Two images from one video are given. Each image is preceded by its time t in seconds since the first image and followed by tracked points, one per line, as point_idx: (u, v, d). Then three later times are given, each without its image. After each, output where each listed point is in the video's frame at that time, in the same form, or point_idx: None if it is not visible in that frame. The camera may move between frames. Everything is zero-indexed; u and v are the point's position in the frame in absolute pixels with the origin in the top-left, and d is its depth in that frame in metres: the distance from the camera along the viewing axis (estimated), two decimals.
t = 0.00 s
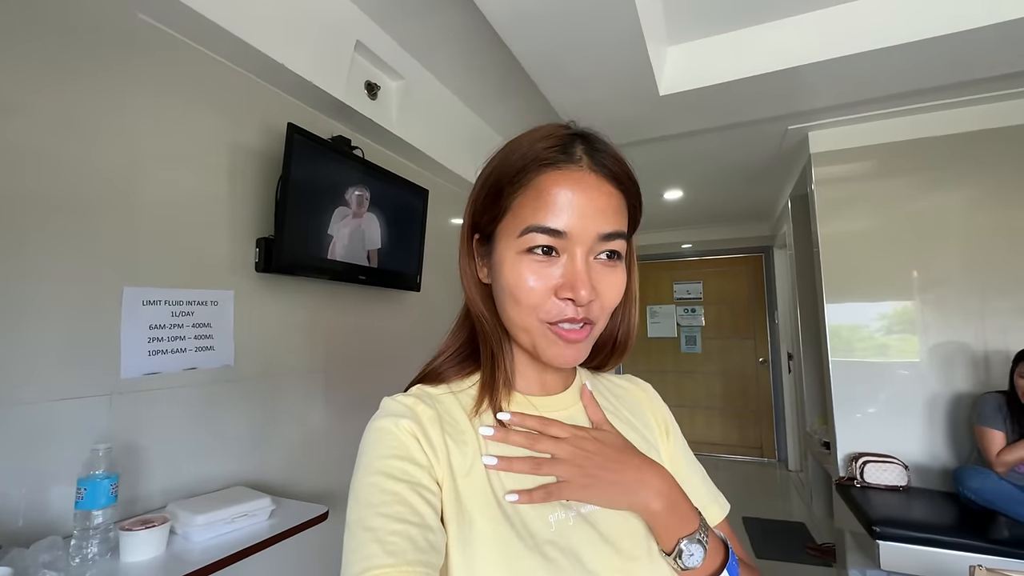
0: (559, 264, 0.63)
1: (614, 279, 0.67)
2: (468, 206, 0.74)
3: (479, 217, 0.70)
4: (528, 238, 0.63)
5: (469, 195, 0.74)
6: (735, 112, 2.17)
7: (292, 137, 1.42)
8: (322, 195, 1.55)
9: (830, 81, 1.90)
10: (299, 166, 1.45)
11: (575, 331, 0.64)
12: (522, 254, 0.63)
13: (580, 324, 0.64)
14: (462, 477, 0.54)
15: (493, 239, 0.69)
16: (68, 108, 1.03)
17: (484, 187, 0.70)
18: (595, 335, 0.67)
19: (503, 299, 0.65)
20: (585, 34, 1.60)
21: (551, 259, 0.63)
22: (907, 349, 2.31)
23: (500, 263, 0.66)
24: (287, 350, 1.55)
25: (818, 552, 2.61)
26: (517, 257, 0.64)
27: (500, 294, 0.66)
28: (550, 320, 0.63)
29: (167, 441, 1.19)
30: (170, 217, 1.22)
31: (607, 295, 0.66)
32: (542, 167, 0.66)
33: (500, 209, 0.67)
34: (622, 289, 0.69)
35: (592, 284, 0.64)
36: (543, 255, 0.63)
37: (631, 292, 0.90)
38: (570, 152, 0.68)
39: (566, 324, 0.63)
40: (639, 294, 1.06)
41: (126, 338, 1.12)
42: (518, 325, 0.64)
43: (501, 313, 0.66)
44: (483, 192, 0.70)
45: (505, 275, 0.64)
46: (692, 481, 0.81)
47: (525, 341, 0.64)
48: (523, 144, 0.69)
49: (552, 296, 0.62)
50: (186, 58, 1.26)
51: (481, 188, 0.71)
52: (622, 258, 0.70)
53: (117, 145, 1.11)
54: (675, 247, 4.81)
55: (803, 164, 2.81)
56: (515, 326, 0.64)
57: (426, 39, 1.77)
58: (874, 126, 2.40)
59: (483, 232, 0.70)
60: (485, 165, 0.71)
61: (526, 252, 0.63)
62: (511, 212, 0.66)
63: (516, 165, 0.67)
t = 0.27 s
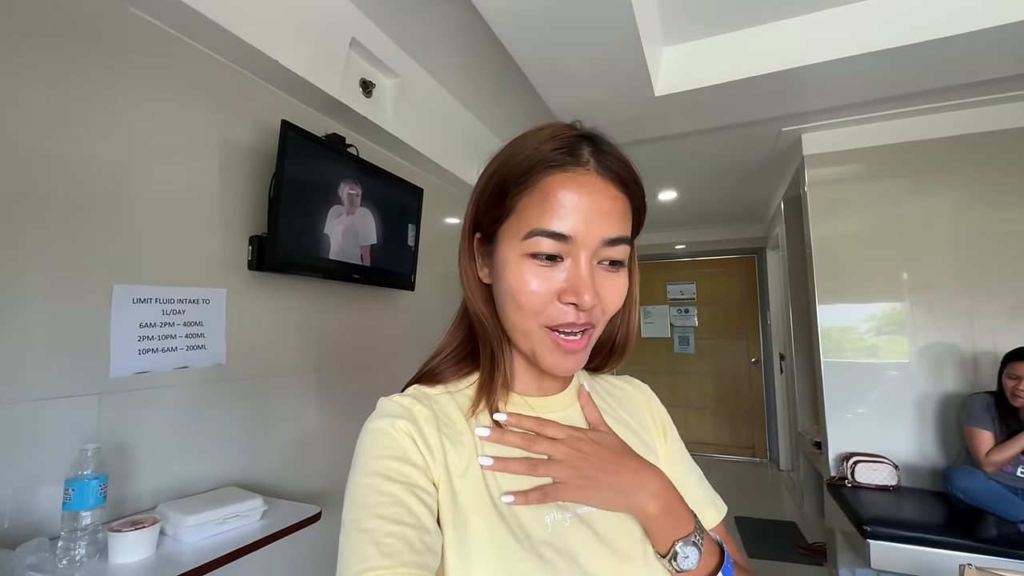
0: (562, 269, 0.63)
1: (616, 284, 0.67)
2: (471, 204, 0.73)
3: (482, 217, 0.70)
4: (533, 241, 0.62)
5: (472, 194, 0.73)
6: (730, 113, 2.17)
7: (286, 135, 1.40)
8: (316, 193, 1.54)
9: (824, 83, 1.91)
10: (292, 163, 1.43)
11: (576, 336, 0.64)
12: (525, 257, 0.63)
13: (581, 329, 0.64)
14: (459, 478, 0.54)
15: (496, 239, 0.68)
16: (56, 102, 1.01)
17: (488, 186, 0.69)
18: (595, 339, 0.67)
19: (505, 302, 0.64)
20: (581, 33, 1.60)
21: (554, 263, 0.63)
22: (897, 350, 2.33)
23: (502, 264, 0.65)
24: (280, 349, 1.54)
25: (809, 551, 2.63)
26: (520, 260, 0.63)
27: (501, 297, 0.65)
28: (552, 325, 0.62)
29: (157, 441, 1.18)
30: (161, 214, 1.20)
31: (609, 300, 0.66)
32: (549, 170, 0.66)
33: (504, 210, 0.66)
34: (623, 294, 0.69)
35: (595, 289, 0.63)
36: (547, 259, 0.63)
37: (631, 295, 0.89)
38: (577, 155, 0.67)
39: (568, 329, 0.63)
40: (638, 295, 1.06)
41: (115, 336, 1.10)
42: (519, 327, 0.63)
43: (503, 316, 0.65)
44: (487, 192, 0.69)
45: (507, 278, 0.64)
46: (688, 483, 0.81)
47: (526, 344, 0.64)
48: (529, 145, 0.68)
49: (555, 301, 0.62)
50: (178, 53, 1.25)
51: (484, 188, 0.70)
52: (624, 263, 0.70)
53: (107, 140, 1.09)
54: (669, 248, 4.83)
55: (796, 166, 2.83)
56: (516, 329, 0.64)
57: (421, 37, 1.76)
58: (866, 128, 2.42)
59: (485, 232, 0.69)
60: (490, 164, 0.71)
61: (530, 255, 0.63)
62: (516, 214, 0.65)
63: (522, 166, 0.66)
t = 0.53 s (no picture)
0: (566, 271, 0.63)
1: (618, 287, 0.67)
2: (474, 203, 0.72)
3: (485, 216, 0.70)
4: (537, 243, 0.62)
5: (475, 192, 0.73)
6: (728, 114, 2.18)
7: (285, 133, 1.40)
8: (315, 192, 1.54)
9: (822, 85, 1.92)
10: (290, 162, 1.43)
11: (578, 338, 0.64)
12: (529, 259, 0.63)
13: (584, 331, 0.64)
14: (457, 477, 0.53)
15: (499, 239, 0.68)
16: (53, 99, 1.00)
17: (493, 185, 0.69)
18: (596, 341, 0.67)
19: (507, 303, 0.64)
20: (580, 34, 1.60)
21: (558, 265, 0.63)
22: (893, 352, 2.34)
23: (506, 265, 0.65)
24: (278, 348, 1.53)
25: (806, 551, 2.63)
26: (524, 262, 0.63)
27: (503, 297, 0.65)
28: (555, 326, 0.62)
29: (154, 440, 1.17)
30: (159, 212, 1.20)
31: (612, 303, 0.66)
32: (555, 171, 0.65)
33: (509, 210, 0.66)
34: (626, 297, 0.69)
35: (598, 292, 0.63)
36: (551, 261, 0.63)
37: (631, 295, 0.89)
38: (583, 157, 0.67)
39: (571, 331, 0.63)
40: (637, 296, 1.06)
41: (112, 335, 1.10)
42: (521, 328, 0.63)
43: (505, 316, 0.65)
44: (491, 191, 0.69)
45: (510, 279, 0.64)
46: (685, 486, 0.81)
47: (528, 345, 0.64)
48: (535, 145, 0.67)
49: (558, 302, 0.62)
50: (177, 52, 1.24)
51: (488, 186, 0.70)
52: (627, 266, 0.70)
53: (105, 138, 1.09)
54: (667, 248, 4.83)
55: (794, 167, 2.83)
56: (519, 330, 0.64)
57: (421, 36, 1.76)
58: (863, 130, 2.43)
59: (488, 231, 0.69)
60: (494, 163, 0.70)
61: (534, 256, 0.63)
62: (521, 215, 0.65)
63: (528, 167, 0.66)
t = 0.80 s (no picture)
0: (576, 272, 0.63)
1: (624, 288, 0.68)
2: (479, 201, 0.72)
3: (491, 216, 0.69)
4: (548, 244, 0.63)
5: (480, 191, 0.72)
6: (730, 115, 2.18)
7: (288, 133, 1.41)
8: (318, 192, 1.54)
9: (824, 85, 1.92)
10: (293, 162, 1.44)
11: (585, 339, 0.64)
12: (538, 260, 0.63)
13: (591, 332, 0.64)
14: (457, 476, 0.53)
15: (506, 239, 0.67)
16: (59, 99, 1.01)
17: (500, 184, 0.68)
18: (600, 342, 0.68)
19: (516, 304, 0.64)
20: (582, 35, 1.60)
21: (568, 267, 0.63)
22: (897, 353, 2.33)
23: (514, 265, 0.65)
24: (280, 348, 1.54)
25: (809, 553, 2.62)
26: (534, 263, 0.63)
27: (510, 297, 0.65)
28: (564, 327, 0.63)
29: (157, 439, 1.18)
30: (163, 212, 1.20)
31: (618, 304, 0.67)
32: (565, 172, 0.65)
33: (517, 210, 0.66)
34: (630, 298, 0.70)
35: (607, 294, 0.64)
36: (561, 263, 0.63)
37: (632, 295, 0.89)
38: (593, 158, 0.68)
39: (578, 332, 0.63)
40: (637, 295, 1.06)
41: (116, 334, 1.10)
42: (529, 329, 0.63)
43: (513, 317, 0.65)
44: (498, 190, 0.69)
45: (519, 280, 0.64)
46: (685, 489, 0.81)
47: (535, 345, 0.64)
48: (544, 145, 0.67)
49: (568, 304, 0.62)
50: (181, 52, 1.25)
51: (494, 185, 0.69)
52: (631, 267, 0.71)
53: (110, 138, 1.10)
54: (669, 249, 4.83)
55: (796, 168, 2.83)
56: (527, 331, 0.64)
57: (423, 37, 1.76)
58: (866, 131, 2.43)
59: (494, 231, 0.69)
60: (500, 162, 0.70)
61: (544, 257, 0.63)
62: (531, 215, 0.65)
63: (537, 167, 0.66)
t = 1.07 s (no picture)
0: (597, 274, 0.64)
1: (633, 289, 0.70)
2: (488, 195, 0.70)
3: (502, 213, 0.68)
4: (573, 246, 0.63)
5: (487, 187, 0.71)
6: (737, 115, 2.17)
7: (294, 136, 1.42)
8: (324, 194, 1.55)
9: (832, 84, 1.90)
10: (300, 164, 1.45)
11: (600, 338, 0.66)
12: (561, 261, 0.63)
13: (604, 332, 0.66)
14: (452, 476, 0.54)
15: (521, 237, 0.67)
16: (69, 103, 1.03)
17: (515, 181, 0.67)
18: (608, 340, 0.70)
19: (535, 304, 0.64)
20: (587, 36, 1.60)
21: (590, 268, 0.64)
22: (908, 354, 2.30)
23: (533, 264, 0.65)
24: (287, 348, 1.55)
25: (818, 556, 2.60)
26: (557, 262, 0.63)
27: (527, 297, 0.65)
28: (583, 327, 0.64)
29: (165, 437, 1.19)
30: (171, 214, 1.22)
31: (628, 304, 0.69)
32: (587, 174, 0.66)
33: (536, 209, 0.65)
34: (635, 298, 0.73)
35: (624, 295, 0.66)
36: (583, 264, 0.64)
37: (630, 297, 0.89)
38: (612, 162, 0.69)
39: (596, 331, 0.65)
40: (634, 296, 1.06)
41: (125, 334, 1.12)
42: (547, 328, 0.64)
43: (529, 317, 0.65)
44: (513, 187, 0.67)
45: (539, 280, 0.64)
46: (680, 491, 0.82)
47: (551, 344, 0.64)
48: (563, 145, 0.67)
49: (590, 304, 0.63)
50: (188, 56, 1.27)
51: (507, 182, 0.68)
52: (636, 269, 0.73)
53: (119, 141, 1.11)
54: (676, 250, 4.80)
55: (805, 168, 2.81)
56: (544, 330, 0.64)
57: (428, 39, 1.77)
58: (875, 129, 2.40)
59: (506, 228, 0.68)
60: (511, 159, 0.69)
61: (568, 258, 0.63)
62: (553, 215, 0.65)
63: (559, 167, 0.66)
